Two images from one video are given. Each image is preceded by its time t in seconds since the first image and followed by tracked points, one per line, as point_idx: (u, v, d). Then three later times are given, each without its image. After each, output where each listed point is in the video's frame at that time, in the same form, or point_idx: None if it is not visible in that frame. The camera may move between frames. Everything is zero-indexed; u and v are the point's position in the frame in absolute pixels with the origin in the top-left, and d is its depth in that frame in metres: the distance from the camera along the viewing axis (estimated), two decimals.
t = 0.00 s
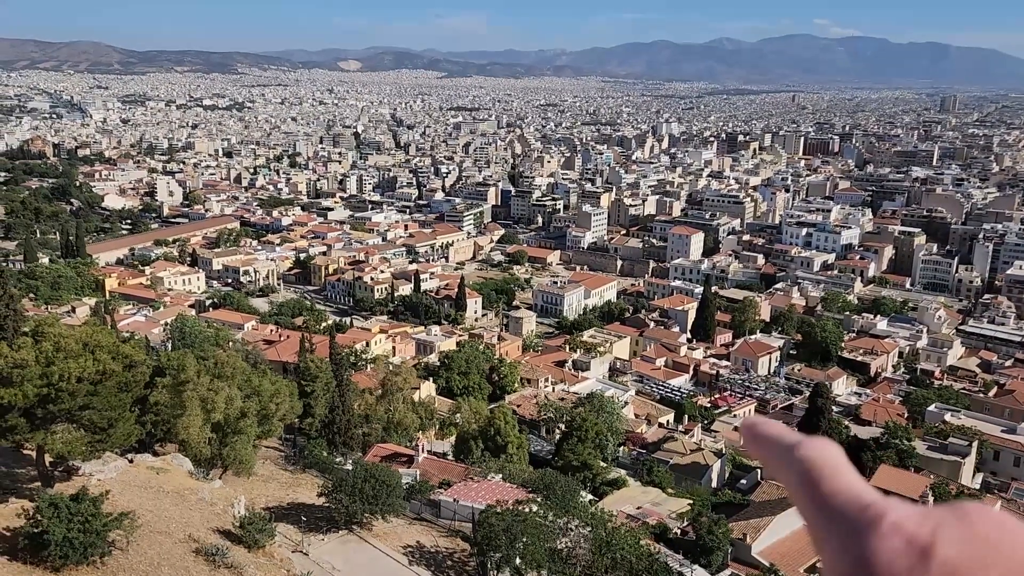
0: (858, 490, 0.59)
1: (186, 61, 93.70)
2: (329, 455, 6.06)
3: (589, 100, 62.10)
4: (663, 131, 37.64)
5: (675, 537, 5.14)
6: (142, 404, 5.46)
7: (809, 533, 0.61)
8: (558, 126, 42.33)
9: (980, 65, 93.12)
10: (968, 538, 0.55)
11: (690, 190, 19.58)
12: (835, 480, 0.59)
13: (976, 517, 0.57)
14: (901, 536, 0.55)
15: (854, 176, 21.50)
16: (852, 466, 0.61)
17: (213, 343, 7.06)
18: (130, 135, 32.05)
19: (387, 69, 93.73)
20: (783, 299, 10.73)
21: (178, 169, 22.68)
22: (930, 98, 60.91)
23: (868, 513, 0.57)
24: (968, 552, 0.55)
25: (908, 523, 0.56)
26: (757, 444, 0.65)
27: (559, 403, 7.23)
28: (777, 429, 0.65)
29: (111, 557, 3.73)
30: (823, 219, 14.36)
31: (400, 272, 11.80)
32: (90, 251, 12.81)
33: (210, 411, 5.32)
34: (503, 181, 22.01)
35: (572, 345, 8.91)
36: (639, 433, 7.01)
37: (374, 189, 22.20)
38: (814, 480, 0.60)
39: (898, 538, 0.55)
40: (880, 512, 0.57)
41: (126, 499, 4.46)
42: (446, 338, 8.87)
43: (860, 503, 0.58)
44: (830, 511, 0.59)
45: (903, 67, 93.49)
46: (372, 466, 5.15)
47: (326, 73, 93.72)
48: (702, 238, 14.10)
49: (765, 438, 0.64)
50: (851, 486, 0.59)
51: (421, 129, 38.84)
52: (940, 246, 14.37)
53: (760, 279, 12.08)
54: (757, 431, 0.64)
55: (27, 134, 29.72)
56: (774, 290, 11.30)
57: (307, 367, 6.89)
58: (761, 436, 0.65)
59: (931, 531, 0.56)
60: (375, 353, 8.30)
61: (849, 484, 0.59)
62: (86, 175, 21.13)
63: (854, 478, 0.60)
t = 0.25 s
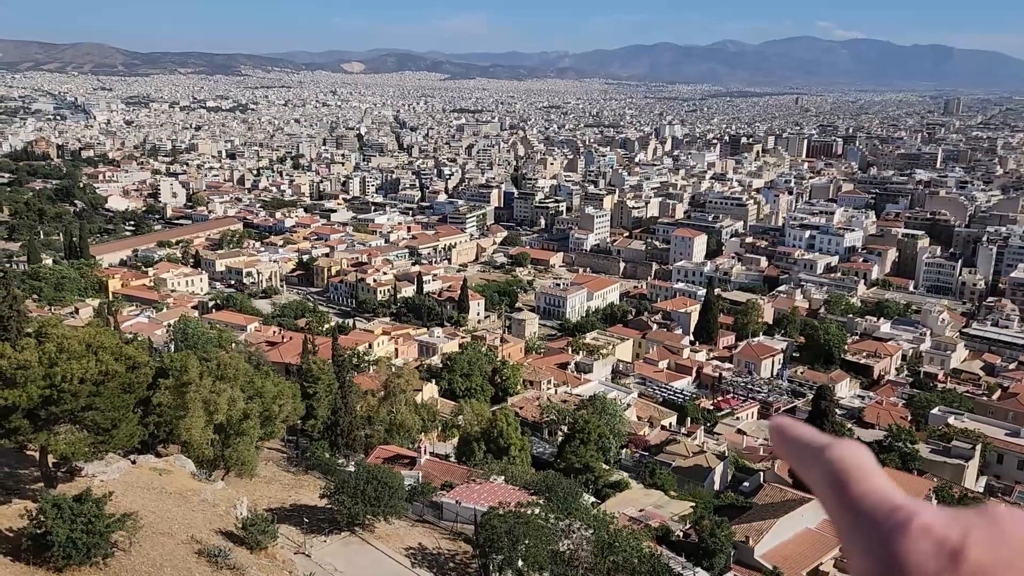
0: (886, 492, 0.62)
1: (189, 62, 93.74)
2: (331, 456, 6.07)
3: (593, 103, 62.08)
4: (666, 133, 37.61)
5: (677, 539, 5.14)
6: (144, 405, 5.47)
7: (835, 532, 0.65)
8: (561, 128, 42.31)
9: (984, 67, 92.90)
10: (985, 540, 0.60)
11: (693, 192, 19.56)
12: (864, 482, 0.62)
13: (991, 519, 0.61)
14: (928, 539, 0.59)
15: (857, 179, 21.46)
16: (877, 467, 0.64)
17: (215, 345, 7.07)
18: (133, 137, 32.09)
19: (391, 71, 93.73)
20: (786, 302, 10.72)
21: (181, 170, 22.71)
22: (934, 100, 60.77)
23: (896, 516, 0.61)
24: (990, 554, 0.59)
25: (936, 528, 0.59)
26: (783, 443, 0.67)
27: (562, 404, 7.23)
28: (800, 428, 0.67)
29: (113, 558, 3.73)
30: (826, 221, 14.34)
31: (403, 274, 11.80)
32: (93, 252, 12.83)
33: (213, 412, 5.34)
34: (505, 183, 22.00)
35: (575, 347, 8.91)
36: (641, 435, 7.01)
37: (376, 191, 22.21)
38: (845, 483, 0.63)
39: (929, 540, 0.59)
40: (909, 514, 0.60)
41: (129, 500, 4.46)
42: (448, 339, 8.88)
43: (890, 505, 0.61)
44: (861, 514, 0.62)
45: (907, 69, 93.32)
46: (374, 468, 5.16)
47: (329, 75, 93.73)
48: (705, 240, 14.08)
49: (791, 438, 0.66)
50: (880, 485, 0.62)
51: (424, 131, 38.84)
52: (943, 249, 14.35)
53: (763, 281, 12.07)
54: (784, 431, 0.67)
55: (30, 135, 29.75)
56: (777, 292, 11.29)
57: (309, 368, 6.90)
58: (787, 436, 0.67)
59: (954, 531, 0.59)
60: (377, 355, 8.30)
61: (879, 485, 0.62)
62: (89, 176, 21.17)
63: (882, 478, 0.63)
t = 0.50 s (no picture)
0: (902, 508, 0.67)
1: (194, 65, 93.74)
2: (335, 458, 6.07)
3: (597, 106, 62.08)
4: (670, 137, 37.57)
5: (680, 544, 5.14)
6: (149, 407, 5.48)
7: (859, 550, 0.70)
8: (566, 131, 42.31)
9: (989, 72, 92.70)
10: (1002, 554, 0.65)
11: (698, 196, 19.54)
12: (882, 500, 0.67)
13: (1006, 537, 0.67)
14: (948, 555, 0.64)
15: (862, 183, 21.42)
16: (894, 486, 0.69)
17: (220, 346, 7.08)
18: (139, 139, 32.16)
19: (395, 74, 93.72)
20: (791, 306, 10.70)
21: (186, 172, 22.76)
22: (940, 104, 60.64)
23: (919, 533, 0.65)
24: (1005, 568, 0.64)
25: (953, 544, 0.64)
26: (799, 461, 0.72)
27: (566, 408, 7.23)
28: (816, 452, 0.72)
29: (117, 559, 3.74)
30: (831, 225, 14.31)
31: (407, 276, 11.80)
32: (98, 253, 12.86)
33: (217, 415, 5.35)
34: (510, 186, 22.01)
35: (578, 351, 8.90)
36: (645, 439, 7.00)
37: (381, 194, 22.23)
38: (865, 503, 0.68)
39: (948, 556, 0.64)
40: (928, 531, 0.66)
41: (133, 502, 4.47)
42: (452, 343, 8.88)
43: (908, 523, 0.66)
44: (882, 529, 0.67)
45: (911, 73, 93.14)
46: (378, 470, 5.15)
47: (334, 78, 93.75)
48: (709, 244, 14.07)
49: (809, 459, 0.72)
50: (896, 507, 0.68)
51: (428, 134, 38.86)
52: (949, 253, 14.31)
53: (768, 285, 12.05)
54: (802, 453, 0.72)
55: (36, 137, 29.83)
56: (781, 296, 11.27)
57: (313, 371, 6.91)
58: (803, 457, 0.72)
59: (971, 548, 0.64)
60: (381, 357, 8.30)
61: (895, 502, 0.67)
62: (94, 178, 21.22)
63: (896, 495, 0.68)
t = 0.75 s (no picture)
0: (865, 488, 0.62)
1: (201, 68, 93.70)
2: (339, 461, 6.08)
3: (603, 110, 62.14)
4: (676, 140, 37.56)
5: (685, 548, 5.14)
6: (154, 409, 5.49)
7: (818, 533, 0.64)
8: (571, 134, 42.32)
9: (995, 76, 92.56)
10: (969, 531, 0.61)
11: (703, 199, 19.54)
12: (847, 482, 0.62)
13: (970, 513, 0.63)
14: (919, 543, 0.59)
15: (868, 187, 21.39)
16: (858, 463, 0.63)
17: (225, 349, 7.08)
18: (145, 142, 32.24)
19: (401, 77, 93.72)
20: (796, 310, 10.67)
21: (192, 175, 22.81)
22: (946, 107, 60.57)
23: (886, 513, 0.61)
24: (980, 556, 0.59)
25: (926, 527, 0.60)
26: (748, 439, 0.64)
27: (570, 411, 7.21)
28: (767, 423, 0.65)
29: (122, 560, 3.75)
30: (837, 229, 14.28)
31: (412, 279, 11.81)
32: (105, 255, 12.90)
33: (221, 417, 5.36)
34: (515, 189, 22.02)
35: (583, 354, 8.88)
36: (650, 442, 6.98)
37: (386, 196, 22.25)
38: (828, 484, 0.62)
39: (919, 541, 0.59)
40: (897, 513, 0.61)
41: (137, 503, 4.48)
42: (457, 345, 8.87)
43: (875, 506, 0.61)
44: (847, 513, 0.61)
45: (917, 77, 93.02)
46: (382, 472, 5.13)
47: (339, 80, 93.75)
48: (715, 247, 14.04)
49: (763, 434, 0.64)
50: (859, 486, 0.62)
51: (434, 137, 38.89)
52: (955, 257, 14.27)
53: (773, 288, 12.02)
54: (752, 427, 0.64)
55: (45, 139, 29.99)
56: (787, 300, 11.24)
57: (318, 373, 6.91)
58: (756, 431, 0.64)
59: (945, 532, 0.60)
60: (386, 360, 8.30)
61: (858, 481, 0.62)
62: (102, 180, 21.28)
63: (857, 475, 0.63)
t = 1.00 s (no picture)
0: (884, 497, 0.62)
1: (211, 72, 93.71)
2: (347, 465, 6.10)
3: (612, 115, 62.13)
4: (685, 145, 37.49)
5: (693, 554, 5.11)
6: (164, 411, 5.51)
7: (839, 548, 0.64)
8: (580, 139, 42.33)
9: (1007, 81, 92.13)
10: (995, 547, 0.60)
11: (712, 204, 19.50)
12: (863, 490, 0.62)
13: (995, 528, 0.61)
14: (944, 554, 0.58)
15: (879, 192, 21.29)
16: (875, 475, 0.63)
17: (234, 351, 7.11)
18: (157, 146, 32.39)
19: (411, 82, 93.78)
20: (806, 315, 10.62)
21: (203, 178, 22.91)
22: (958, 113, 60.31)
23: (903, 520, 0.60)
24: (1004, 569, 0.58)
25: (948, 539, 0.59)
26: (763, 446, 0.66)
27: (578, 416, 7.19)
28: (781, 432, 0.66)
29: (132, 562, 3.78)
30: (847, 234, 14.23)
31: (421, 283, 11.82)
32: (115, 258, 12.96)
33: (231, 420, 5.38)
34: (524, 194, 22.03)
35: (591, 359, 8.86)
36: (658, 447, 6.96)
37: (395, 200, 22.30)
38: (844, 497, 0.62)
39: (942, 550, 0.58)
40: (914, 523, 0.60)
41: (147, 506, 4.51)
42: (465, 349, 8.87)
43: (896, 517, 0.60)
44: (864, 522, 0.61)
45: (928, 82, 92.69)
46: (390, 476, 5.14)
47: (349, 85, 93.77)
48: (724, 252, 14.00)
49: (777, 443, 0.65)
50: (877, 496, 0.62)
51: (443, 141, 38.94)
52: (966, 264, 14.19)
53: (783, 294, 11.97)
54: (764, 435, 0.66)
55: (56, 142, 30.20)
56: (796, 305, 11.19)
57: (327, 376, 6.93)
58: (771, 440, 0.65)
59: (969, 545, 0.59)
60: (394, 363, 8.31)
61: (875, 492, 0.62)
62: (113, 184, 21.39)
63: (876, 485, 0.63)
